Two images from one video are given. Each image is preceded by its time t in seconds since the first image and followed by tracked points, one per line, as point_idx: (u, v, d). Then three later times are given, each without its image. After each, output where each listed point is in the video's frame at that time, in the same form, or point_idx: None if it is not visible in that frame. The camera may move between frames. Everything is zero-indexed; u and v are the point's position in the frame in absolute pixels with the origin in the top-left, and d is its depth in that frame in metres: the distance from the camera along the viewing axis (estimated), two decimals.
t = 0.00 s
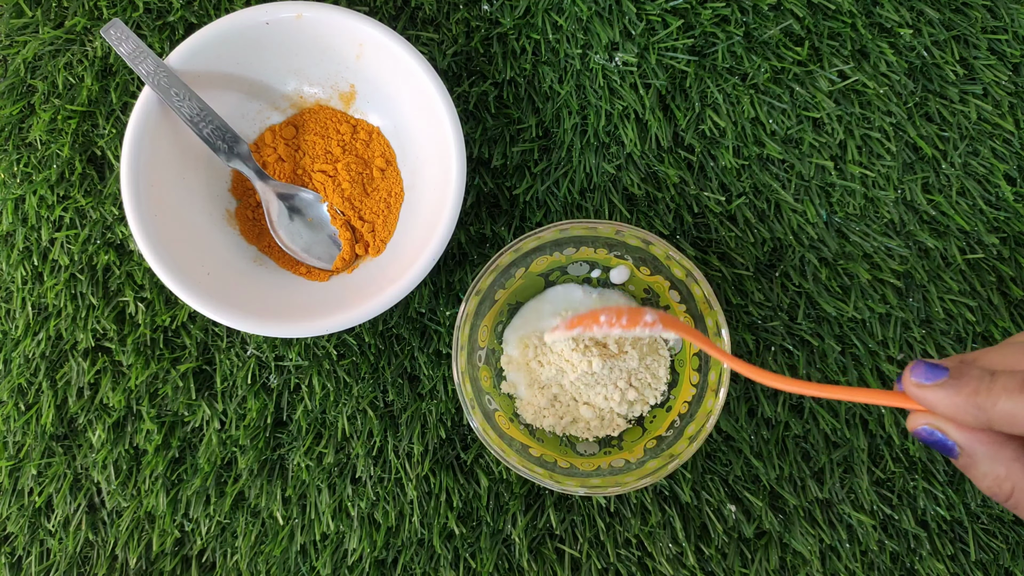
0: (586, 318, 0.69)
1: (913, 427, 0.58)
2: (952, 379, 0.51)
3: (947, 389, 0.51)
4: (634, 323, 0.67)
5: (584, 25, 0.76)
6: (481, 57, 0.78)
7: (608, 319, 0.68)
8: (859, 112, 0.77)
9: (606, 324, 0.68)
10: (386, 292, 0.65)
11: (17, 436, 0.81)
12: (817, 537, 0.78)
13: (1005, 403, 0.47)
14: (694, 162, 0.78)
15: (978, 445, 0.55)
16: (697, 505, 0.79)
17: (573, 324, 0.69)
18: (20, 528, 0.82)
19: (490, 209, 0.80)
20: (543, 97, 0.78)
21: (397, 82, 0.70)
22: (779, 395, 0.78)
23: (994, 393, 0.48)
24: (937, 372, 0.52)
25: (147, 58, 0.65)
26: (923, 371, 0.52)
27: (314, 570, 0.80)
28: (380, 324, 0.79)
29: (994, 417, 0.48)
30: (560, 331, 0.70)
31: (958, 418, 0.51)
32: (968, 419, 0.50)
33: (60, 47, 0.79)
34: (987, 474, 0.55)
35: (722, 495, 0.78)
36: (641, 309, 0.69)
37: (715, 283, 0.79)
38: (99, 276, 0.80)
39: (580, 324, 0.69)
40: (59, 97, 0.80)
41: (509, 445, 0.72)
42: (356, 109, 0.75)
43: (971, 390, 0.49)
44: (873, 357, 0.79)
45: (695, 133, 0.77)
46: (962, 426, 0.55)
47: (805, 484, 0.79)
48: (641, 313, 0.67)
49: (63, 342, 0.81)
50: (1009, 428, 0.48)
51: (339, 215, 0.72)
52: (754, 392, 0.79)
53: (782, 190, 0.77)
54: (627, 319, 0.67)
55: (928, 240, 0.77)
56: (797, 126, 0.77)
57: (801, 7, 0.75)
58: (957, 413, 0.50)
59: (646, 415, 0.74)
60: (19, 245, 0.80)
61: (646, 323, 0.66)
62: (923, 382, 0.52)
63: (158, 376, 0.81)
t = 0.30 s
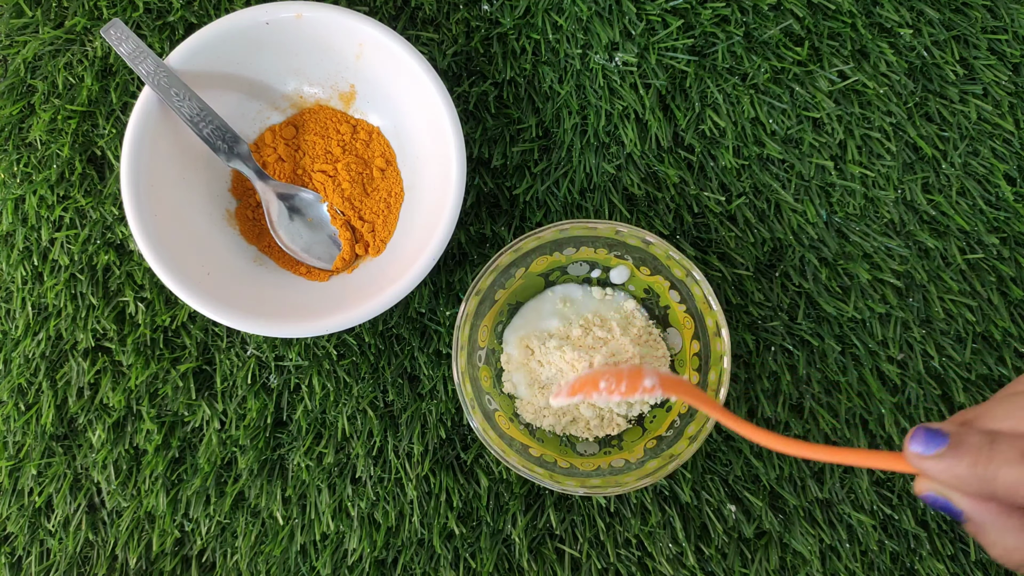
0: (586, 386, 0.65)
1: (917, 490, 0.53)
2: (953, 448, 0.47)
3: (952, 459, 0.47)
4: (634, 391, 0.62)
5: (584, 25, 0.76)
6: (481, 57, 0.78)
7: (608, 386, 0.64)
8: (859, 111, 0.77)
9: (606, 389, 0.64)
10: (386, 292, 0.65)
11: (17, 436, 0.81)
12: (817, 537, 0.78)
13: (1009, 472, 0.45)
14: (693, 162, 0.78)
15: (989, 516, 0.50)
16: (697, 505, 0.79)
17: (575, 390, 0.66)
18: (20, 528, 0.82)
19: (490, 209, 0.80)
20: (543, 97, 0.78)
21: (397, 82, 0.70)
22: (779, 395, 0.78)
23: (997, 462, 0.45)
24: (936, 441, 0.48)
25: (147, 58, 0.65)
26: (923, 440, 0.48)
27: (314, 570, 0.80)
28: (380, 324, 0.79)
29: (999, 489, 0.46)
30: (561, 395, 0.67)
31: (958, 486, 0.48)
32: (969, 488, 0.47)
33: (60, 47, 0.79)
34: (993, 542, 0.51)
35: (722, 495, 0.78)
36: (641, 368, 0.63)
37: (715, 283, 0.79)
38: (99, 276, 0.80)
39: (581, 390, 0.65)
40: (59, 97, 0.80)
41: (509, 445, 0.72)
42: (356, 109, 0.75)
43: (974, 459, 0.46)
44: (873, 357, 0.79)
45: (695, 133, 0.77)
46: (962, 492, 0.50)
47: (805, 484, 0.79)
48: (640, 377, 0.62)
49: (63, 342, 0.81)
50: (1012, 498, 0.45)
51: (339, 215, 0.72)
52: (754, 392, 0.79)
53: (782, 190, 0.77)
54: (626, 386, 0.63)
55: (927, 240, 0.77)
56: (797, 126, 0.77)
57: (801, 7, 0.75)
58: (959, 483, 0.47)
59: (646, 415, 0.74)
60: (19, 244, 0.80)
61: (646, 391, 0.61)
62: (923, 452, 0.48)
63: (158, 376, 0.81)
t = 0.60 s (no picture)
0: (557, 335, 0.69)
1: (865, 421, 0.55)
2: (891, 373, 0.46)
3: (888, 383, 0.46)
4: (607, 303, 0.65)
5: (584, 25, 0.76)
6: (481, 57, 0.78)
7: (584, 298, 0.67)
8: (859, 112, 0.77)
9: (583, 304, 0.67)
10: (386, 291, 0.65)
11: (17, 436, 0.81)
12: (817, 537, 0.78)
13: (934, 395, 0.43)
14: (694, 162, 0.78)
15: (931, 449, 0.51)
16: (697, 505, 0.79)
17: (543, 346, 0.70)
18: (20, 528, 0.82)
19: (490, 209, 0.80)
20: (543, 97, 0.78)
21: (397, 82, 0.70)
22: (779, 395, 0.78)
23: (925, 385, 0.44)
24: (878, 367, 0.47)
25: (147, 58, 0.65)
26: (865, 366, 0.48)
27: (314, 570, 0.80)
28: (380, 324, 0.79)
29: (927, 412, 0.44)
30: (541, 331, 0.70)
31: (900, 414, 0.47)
32: (905, 413, 0.46)
33: (60, 47, 0.79)
34: (933, 469, 0.51)
35: (722, 495, 0.78)
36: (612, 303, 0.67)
37: (715, 283, 0.79)
38: (99, 276, 0.80)
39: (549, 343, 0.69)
40: (59, 97, 0.80)
41: (509, 445, 0.72)
42: (356, 109, 0.75)
43: (906, 384, 0.45)
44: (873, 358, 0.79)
45: (695, 133, 0.77)
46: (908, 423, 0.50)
47: (804, 484, 0.79)
48: (615, 294, 0.65)
49: (63, 342, 0.81)
50: (943, 422, 0.44)
51: (339, 215, 0.72)
52: (754, 392, 0.79)
53: (782, 190, 0.77)
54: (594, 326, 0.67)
55: (928, 240, 0.77)
56: (797, 126, 0.77)
57: (801, 7, 0.75)
58: (895, 408, 0.46)
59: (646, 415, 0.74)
60: (19, 245, 0.80)
61: (618, 304, 0.64)
62: (864, 377, 0.48)
63: (158, 376, 0.81)
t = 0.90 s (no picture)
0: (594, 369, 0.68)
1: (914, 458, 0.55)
2: (948, 419, 0.47)
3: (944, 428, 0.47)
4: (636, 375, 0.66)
5: (584, 25, 0.76)
6: (481, 57, 0.78)
7: (614, 370, 0.67)
8: (859, 112, 0.77)
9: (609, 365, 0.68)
10: (386, 291, 0.65)
11: (17, 436, 0.81)
12: (817, 537, 0.78)
13: (999, 445, 0.44)
14: (693, 162, 0.78)
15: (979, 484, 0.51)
16: (697, 505, 0.79)
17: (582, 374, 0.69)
18: (20, 528, 0.82)
19: (490, 209, 0.80)
20: (543, 97, 0.78)
21: (397, 82, 0.70)
22: (779, 395, 0.78)
23: (988, 434, 0.45)
24: (933, 411, 0.47)
25: (147, 58, 0.65)
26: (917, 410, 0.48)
27: (314, 570, 0.80)
28: (380, 324, 0.79)
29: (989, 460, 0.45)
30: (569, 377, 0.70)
31: (954, 456, 0.47)
32: (963, 458, 0.47)
33: (60, 47, 0.79)
34: (987, 503, 0.51)
35: (722, 495, 0.78)
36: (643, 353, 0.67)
37: (715, 283, 0.79)
38: (99, 276, 0.80)
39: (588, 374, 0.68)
40: (58, 97, 0.80)
41: (509, 445, 0.72)
42: (356, 109, 0.75)
43: (968, 431, 0.46)
44: (873, 358, 0.79)
45: (695, 133, 0.77)
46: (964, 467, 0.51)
47: (804, 484, 0.79)
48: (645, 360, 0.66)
49: (63, 342, 0.81)
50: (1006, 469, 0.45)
51: (339, 215, 0.72)
52: (754, 392, 0.79)
53: (782, 190, 0.77)
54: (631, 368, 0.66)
55: (928, 240, 0.77)
56: (797, 126, 0.77)
57: (801, 7, 0.75)
58: (953, 452, 0.47)
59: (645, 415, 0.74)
60: (19, 245, 0.80)
61: (647, 372, 0.66)
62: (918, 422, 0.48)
63: (158, 376, 0.81)
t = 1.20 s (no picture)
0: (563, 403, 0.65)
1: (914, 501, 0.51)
2: (945, 453, 0.44)
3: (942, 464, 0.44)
4: (612, 408, 0.62)
5: (584, 25, 0.76)
6: (481, 57, 0.78)
7: (587, 404, 0.64)
8: (859, 112, 0.77)
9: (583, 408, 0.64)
10: (386, 291, 0.65)
11: (17, 436, 0.81)
12: (817, 537, 0.78)
13: (1002, 475, 0.41)
14: (693, 162, 0.78)
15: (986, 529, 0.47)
16: (697, 505, 0.79)
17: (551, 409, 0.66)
18: (20, 528, 0.82)
19: (490, 209, 0.80)
20: (543, 97, 0.78)
21: (397, 82, 0.70)
22: (779, 395, 0.78)
23: (989, 464, 0.42)
24: (928, 447, 0.45)
25: (147, 58, 0.65)
26: (912, 446, 0.46)
27: (314, 570, 0.80)
28: (380, 324, 0.79)
29: (995, 493, 0.42)
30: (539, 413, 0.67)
31: (958, 494, 0.44)
32: (967, 496, 0.44)
33: (60, 47, 0.79)
34: (995, 556, 0.47)
35: (722, 495, 0.78)
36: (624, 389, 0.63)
37: (715, 283, 0.79)
38: (99, 276, 0.80)
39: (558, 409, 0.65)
40: (59, 97, 0.80)
41: (509, 445, 0.72)
42: (356, 109, 0.75)
43: (966, 463, 0.43)
44: (873, 358, 0.79)
45: (695, 133, 0.77)
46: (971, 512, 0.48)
47: (804, 484, 0.79)
48: (620, 394, 0.63)
49: (63, 342, 0.81)
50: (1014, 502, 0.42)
51: (339, 215, 0.72)
52: (754, 392, 0.79)
53: (782, 190, 0.77)
54: (605, 401, 0.63)
55: (928, 240, 0.77)
56: (797, 126, 0.77)
57: (801, 7, 0.75)
58: (955, 490, 0.44)
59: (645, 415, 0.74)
60: (19, 245, 0.80)
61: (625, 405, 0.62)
62: (914, 460, 0.45)
63: (157, 376, 0.81)
